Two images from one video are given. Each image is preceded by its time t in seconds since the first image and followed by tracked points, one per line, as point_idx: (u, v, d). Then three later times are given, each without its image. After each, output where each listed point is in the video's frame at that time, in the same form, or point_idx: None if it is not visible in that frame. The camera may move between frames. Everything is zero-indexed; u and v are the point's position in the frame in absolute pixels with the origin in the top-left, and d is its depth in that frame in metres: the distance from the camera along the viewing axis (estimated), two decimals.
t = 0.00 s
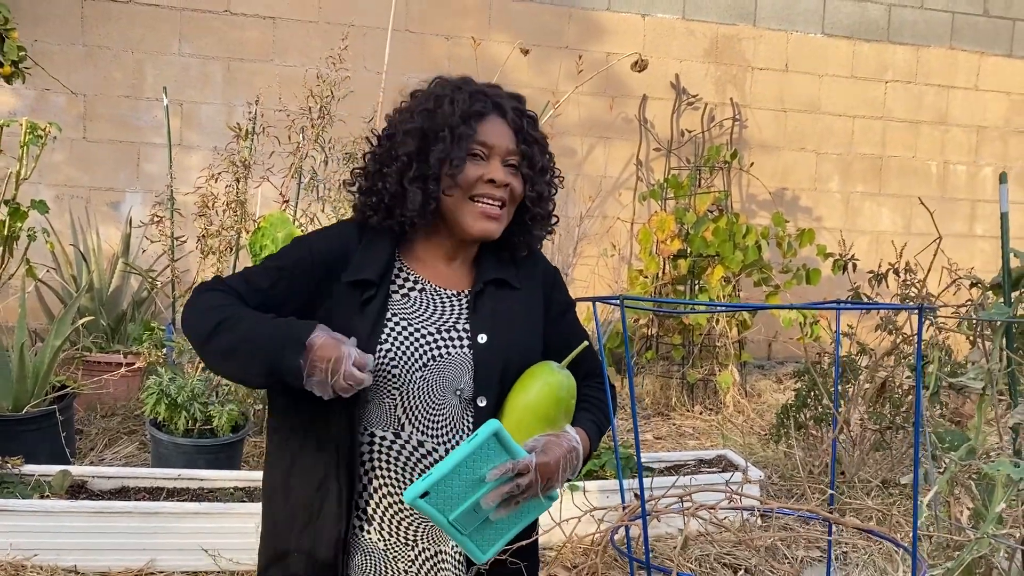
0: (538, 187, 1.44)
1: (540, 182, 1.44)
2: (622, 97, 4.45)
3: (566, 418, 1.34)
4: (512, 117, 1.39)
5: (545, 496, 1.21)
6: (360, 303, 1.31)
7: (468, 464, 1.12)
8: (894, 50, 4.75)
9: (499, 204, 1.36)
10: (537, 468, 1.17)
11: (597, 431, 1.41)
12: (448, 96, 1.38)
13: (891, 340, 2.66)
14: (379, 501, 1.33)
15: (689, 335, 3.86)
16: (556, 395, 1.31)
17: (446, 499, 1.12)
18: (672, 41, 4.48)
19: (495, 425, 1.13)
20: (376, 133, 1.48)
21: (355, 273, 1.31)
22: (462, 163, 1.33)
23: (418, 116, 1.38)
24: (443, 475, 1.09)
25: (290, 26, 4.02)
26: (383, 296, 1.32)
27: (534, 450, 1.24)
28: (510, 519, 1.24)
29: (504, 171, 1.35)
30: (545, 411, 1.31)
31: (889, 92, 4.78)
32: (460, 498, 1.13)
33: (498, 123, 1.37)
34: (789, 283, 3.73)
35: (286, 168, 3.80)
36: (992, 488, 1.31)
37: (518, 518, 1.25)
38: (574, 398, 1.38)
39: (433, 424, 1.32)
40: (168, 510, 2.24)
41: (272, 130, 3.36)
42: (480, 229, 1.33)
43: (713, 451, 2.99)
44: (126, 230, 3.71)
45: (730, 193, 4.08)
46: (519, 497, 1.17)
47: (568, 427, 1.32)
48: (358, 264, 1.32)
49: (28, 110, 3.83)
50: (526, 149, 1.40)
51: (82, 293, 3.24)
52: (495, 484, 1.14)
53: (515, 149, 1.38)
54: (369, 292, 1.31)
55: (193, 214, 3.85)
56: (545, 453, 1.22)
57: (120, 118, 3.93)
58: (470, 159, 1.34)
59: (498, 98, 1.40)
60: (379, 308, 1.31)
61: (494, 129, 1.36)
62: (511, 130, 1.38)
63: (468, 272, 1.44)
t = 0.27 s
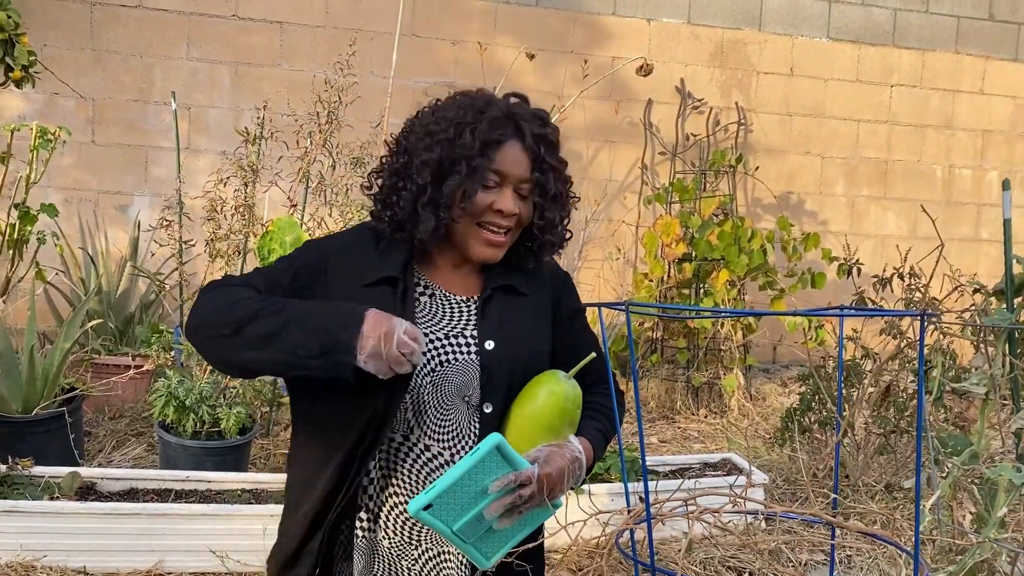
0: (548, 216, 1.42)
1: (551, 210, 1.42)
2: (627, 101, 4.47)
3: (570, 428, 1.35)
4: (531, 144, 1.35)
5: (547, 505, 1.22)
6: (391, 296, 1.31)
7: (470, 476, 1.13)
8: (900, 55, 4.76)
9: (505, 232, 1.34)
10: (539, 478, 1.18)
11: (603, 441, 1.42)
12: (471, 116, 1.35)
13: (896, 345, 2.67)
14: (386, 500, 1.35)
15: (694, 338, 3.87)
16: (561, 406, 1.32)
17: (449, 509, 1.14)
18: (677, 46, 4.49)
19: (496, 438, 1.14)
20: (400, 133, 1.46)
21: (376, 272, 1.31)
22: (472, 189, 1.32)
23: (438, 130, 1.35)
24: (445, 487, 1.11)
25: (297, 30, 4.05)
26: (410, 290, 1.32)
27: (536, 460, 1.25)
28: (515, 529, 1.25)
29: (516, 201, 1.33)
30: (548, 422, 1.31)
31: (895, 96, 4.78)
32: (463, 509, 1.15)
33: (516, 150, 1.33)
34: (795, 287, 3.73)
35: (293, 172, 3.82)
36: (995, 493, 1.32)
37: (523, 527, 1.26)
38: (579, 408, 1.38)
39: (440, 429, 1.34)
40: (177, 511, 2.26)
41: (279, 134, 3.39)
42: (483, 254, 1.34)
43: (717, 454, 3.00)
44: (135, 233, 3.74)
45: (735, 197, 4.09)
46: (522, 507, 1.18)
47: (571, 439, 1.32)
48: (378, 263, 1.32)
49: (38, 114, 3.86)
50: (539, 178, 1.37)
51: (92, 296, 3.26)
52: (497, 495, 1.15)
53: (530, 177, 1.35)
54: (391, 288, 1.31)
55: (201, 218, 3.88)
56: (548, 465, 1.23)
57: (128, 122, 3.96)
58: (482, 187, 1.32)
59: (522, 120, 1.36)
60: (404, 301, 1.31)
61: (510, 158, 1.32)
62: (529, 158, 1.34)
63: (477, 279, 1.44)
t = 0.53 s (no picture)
0: (551, 217, 1.38)
1: (555, 212, 1.38)
2: (634, 103, 4.47)
3: (578, 422, 1.34)
4: (536, 144, 1.35)
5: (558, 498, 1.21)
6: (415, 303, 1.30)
7: (475, 469, 1.14)
8: (907, 56, 4.75)
9: (507, 231, 1.34)
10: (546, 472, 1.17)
11: (611, 438, 1.42)
12: (477, 112, 1.36)
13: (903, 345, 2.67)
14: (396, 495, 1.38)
15: (701, 339, 3.87)
16: (568, 400, 1.31)
17: (456, 503, 1.16)
18: (683, 47, 4.49)
19: (499, 432, 1.14)
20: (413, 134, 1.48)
21: (394, 282, 1.29)
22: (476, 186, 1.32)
23: (446, 126, 1.37)
24: (448, 481, 1.13)
25: (304, 32, 4.07)
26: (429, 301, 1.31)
27: (545, 453, 1.24)
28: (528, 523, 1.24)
29: (518, 200, 1.33)
30: (557, 415, 1.31)
31: (902, 97, 4.77)
32: (470, 503, 1.16)
33: (521, 149, 1.33)
34: (801, 288, 3.73)
35: (301, 173, 3.84)
36: (1003, 492, 1.32)
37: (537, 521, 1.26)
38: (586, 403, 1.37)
39: (449, 426, 1.35)
40: (186, 510, 2.27)
41: (287, 136, 3.40)
42: (483, 253, 1.35)
43: (724, 455, 2.99)
44: (143, 234, 3.76)
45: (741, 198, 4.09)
46: (531, 501, 1.17)
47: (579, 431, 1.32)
48: (399, 269, 1.31)
49: (47, 116, 3.89)
50: (543, 178, 1.36)
51: (100, 297, 3.28)
52: (504, 489, 1.16)
53: (533, 176, 1.34)
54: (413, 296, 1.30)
55: (209, 219, 3.90)
56: (555, 459, 1.21)
57: (136, 124, 3.98)
58: (485, 184, 1.32)
59: (528, 121, 1.36)
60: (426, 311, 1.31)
61: (514, 157, 1.32)
62: (532, 157, 1.34)
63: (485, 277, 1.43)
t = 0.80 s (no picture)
0: (562, 213, 1.41)
1: (566, 208, 1.41)
2: (640, 103, 4.47)
3: (594, 421, 1.35)
4: (550, 140, 1.36)
5: (575, 496, 1.23)
6: (435, 302, 1.33)
7: (497, 468, 1.14)
8: (913, 56, 4.74)
9: (522, 227, 1.33)
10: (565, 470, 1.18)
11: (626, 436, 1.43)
12: (493, 110, 1.37)
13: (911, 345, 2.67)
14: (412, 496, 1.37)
15: (707, 340, 3.87)
16: (586, 400, 1.32)
17: (477, 502, 1.16)
18: (690, 48, 4.50)
19: (521, 431, 1.14)
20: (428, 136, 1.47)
21: (416, 280, 1.32)
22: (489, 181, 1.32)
23: (461, 123, 1.38)
24: (471, 479, 1.13)
25: (312, 34, 4.08)
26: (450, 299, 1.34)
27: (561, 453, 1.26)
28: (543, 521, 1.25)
29: (530, 193, 1.32)
30: (574, 414, 1.32)
31: (908, 97, 4.77)
32: (491, 501, 1.16)
33: (534, 144, 1.35)
34: (808, 288, 3.73)
35: (308, 174, 3.85)
36: (1012, 491, 1.32)
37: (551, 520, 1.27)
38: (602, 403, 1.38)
39: (468, 426, 1.34)
40: (196, 510, 2.28)
41: (295, 137, 3.41)
42: (497, 250, 1.33)
43: (731, 455, 2.99)
44: (151, 235, 3.78)
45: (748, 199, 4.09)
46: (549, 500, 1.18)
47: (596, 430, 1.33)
48: (421, 269, 1.33)
49: (56, 118, 3.91)
50: (557, 174, 1.37)
51: (109, 298, 3.29)
52: (524, 487, 1.16)
53: (547, 171, 1.35)
54: (435, 295, 1.32)
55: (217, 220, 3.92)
56: (573, 458, 1.23)
57: (144, 126, 3.99)
58: (498, 178, 1.32)
59: (542, 118, 1.38)
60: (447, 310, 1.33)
61: (527, 151, 1.33)
62: (545, 152, 1.35)
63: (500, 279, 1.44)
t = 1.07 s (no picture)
0: (585, 237, 1.32)
1: (589, 232, 1.32)
2: (642, 102, 4.47)
3: (602, 423, 1.36)
4: (572, 163, 1.25)
5: (583, 500, 1.21)
6: (443, 306, 1.33)
7: (507, 476, 1.13)
8: (916, 53, 4.73)
9: (536, 249, 1.27)
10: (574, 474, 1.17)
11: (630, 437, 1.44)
12: (514, 128, 1.24)
13: (913, 343, 2.65)
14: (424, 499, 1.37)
15: (710, 339, 3.87)
16: (592, 401, 1.32)
17: (487, 506, 1.15)
18: (692, 46, 4.49)
19: (531, 439, 1.12)
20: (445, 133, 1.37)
21: (424, 283, 1.31)
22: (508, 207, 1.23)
23: (481, 139, 1.25)
24: (481, 487, 1.12)
25: (313, 35, 4.08)
26: (458, 302, 1.34)
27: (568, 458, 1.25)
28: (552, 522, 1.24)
29: (550, 221, 1.25)
30: (582, 416, 1.32)
31: (911, 95, 4.75)
32: (501, 506, 1.15)
33: (558, 168, 1.24)
34: (811, 287, 3.71)
35: (310, 174, 3.86)
36: (1015, 488, 1.31)
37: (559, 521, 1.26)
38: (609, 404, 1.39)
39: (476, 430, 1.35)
40: (198, 510, 2.28)
41: (296, 137, 3.41)
42: (512, 268, 1.29)
43: (734, 454, 2.98)
44: (153, 236, 3.78)
45: (750, 197, 4.08)
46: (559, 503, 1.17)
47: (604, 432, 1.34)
48: (427, 271, 1.33)
49: (58, 119, 3.92)
50: (577, 198, 1.28)
51: (111, 299, 3.30)
52: (534, 494, 1.15)
53: (568, 197, 1.26)
54: (442, 299, 1.33)
55: (219, 220, 3.92)
56: (581, 462, 1.23)
57: (146, 127, 4.00)
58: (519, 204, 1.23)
59: (566, 139, 1.26)
60: (455, 313, 1.33)
61: (551, 177, 1.23)
62: (569, 178, 1.25)
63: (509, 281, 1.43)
